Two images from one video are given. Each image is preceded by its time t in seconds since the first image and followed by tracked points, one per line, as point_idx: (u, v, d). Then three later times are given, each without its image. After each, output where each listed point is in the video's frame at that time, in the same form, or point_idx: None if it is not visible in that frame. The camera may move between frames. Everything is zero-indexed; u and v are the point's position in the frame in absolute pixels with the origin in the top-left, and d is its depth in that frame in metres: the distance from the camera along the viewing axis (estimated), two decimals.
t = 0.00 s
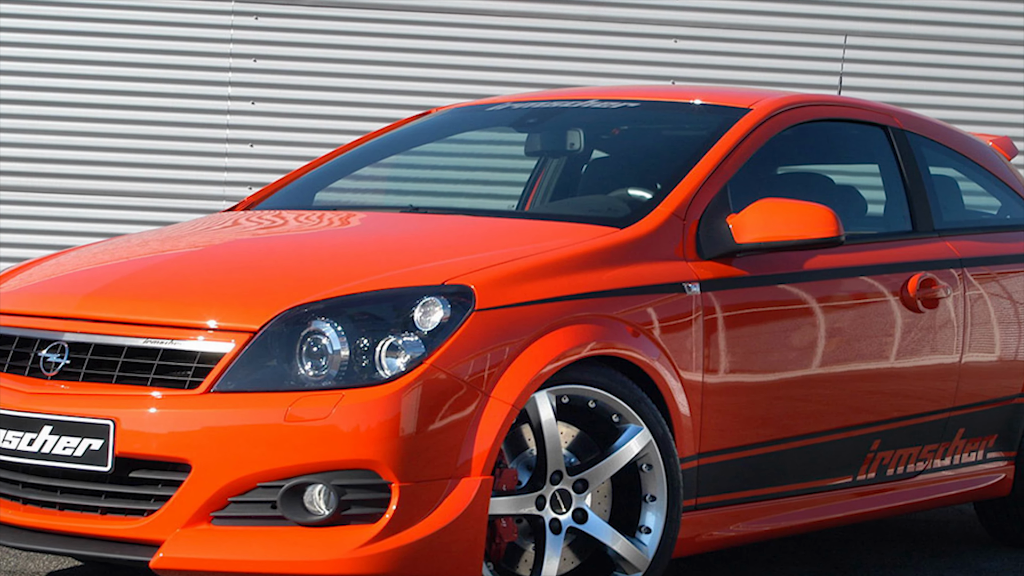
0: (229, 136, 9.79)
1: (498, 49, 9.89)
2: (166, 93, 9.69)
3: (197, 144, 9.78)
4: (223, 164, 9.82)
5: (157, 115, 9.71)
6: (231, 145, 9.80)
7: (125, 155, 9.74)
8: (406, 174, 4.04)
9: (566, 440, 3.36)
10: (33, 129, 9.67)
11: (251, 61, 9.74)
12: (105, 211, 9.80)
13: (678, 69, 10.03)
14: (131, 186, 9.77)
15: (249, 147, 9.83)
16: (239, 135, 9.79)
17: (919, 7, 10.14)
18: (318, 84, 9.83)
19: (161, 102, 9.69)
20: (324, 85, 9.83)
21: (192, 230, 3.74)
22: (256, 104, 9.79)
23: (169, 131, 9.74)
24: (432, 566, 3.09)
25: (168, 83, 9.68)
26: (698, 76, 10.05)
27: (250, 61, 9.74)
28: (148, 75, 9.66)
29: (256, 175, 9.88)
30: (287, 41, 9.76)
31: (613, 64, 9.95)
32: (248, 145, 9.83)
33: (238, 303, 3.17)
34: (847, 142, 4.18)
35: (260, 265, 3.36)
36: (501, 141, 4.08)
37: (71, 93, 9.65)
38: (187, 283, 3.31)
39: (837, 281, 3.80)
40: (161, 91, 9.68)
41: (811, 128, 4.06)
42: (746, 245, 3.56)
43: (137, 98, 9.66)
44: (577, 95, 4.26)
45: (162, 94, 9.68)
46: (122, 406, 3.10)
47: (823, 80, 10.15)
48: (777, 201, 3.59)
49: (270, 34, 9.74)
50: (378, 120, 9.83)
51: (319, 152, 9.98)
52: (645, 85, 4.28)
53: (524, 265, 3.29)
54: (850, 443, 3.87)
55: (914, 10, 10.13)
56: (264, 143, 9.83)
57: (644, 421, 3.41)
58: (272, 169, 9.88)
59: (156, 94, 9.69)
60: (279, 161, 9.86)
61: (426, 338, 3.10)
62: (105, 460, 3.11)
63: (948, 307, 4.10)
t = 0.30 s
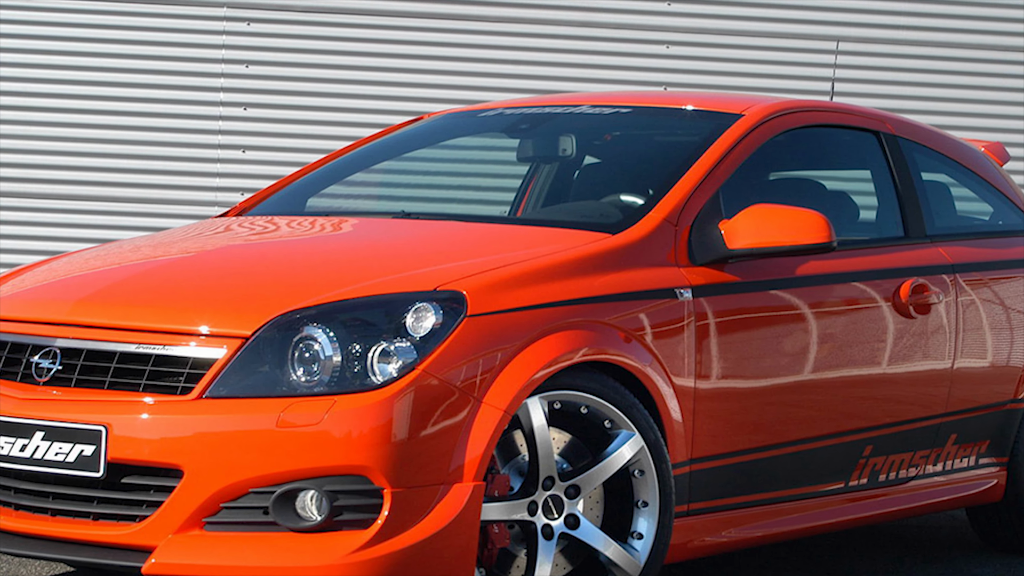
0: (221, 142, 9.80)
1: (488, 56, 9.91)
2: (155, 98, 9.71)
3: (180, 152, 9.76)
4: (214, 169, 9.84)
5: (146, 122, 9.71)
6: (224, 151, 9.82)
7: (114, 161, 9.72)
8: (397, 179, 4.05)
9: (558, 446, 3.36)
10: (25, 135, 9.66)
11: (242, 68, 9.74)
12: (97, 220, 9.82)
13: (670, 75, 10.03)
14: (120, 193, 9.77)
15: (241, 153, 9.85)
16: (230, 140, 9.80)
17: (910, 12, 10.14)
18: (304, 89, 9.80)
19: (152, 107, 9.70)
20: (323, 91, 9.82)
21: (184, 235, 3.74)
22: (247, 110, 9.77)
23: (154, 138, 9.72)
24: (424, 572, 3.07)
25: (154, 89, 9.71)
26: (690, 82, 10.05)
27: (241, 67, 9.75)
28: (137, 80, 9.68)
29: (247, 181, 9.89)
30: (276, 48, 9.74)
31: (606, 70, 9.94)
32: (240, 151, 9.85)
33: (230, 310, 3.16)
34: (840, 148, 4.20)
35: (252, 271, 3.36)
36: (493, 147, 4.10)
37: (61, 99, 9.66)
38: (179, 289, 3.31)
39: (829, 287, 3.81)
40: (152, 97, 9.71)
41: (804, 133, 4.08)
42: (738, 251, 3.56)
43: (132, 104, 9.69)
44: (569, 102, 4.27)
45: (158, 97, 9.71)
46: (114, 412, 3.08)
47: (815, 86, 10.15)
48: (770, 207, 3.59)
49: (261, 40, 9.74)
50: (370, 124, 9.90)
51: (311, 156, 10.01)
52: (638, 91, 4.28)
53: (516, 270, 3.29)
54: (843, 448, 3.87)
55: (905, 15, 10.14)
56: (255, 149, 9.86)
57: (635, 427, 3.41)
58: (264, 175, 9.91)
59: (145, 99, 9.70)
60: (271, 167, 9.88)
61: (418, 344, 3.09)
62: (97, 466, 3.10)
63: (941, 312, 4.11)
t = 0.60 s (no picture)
0: (214, 149, 9.80)
1: (475, 60, 9.88)
2: (151, 104, 9.69)
3: (180, 158, 9.79)
4: (207, 175, 9.82)
5: (140, 127, 9.71)
6: (217, 157, 9.81)
7: (110, 167, 9.76)
8: (390, 185, 4.05)
9: (550, 451, 3.35)
10: (17, 141, 9.66)
11: (235, 74, 9.75)
12: (89, 226, 9.82)
13: (662, 81, 10.02)
14: (111, 198, 9.78)
15: (234, 159, 9.83)
16: (223, 147, 9.80)
17: (903, 18, 10.15)
18: (309, 96, 9.85)
19: (146, 114, 9.70)
20: (322, 97, 9.85)
21: (177, 242, 3.74)
22: (239, 116, 9.80)
23: (149, 143, 9.75)
24: None
25: (152, 95, 9.68)
26: (681, 88, 10.05)
27: (233, 73, 9.75)
28: (134, 86, 9.67)
29: (243, 187, 9.85)
30: (270, 53, 9.75)
31: (601, 76, 9.94)
32: (232, 157, 9.83)
33: (223, 315, 3.15)
34: (833, 154, 4.21)
35: (245, 276, 3.35)
36: (486, 153, 4.11)
37: (53, 105, 9.67)
38: (172, 295, 3.30)
39: (822, 292, 3.81)
40: (145, 103, 9.69)
41: (796, 139, 4.08)
42: (731, 257, 3.57)
43: (125, 111, 9.67)
44: (561, 107, 4.27)
45: (153, 105, 9.69)
46: (106, 418, 3.07)
47: (808, 92, 10.15)
48: (761, 213, 3.60)
49: (254, 46, 9.74)
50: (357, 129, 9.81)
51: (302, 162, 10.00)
52: (630, 97, 4.29)
53: (509, 276, 3.29)
54: (835, 454, 3.88)
55: (897, 22, 10.15)
56: (247, 155, 9.84)
57: (628, 433, 3.41)
58: (257, 181, 9.90)
59: (142, 105, 9.69)
60: (265, 174, 9.87)
61: (410, 349, 3.09)
62: (89, 472, 3.07)
63: (933, 318, 4.12)
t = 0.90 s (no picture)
0: (205, 154, 9.80)
1: (464, 68, 9.91)
2: (143, 110, 9.71)
3: (171, 164, 9.77)
4: (198, 182, 9.83)
5: (134, 134, 9.71)
6: (208, 163, 9.82)
7: (102, 174, 9.74)
8: (381, 192, 4.06)
9: (541, 458, 3.36)
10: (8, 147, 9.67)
11: (226, 80, 9.76)
12: (82, 233, 9.83)
13: (653, 88, 10.03)
14: (104, 205, 9.77)
15: (224, 165, 9.86)
16: (214, 153, 9.81)
17: (895, 24, 10.15)
18: (302, 103, 9.81)
19: (138, 120, 9.71)
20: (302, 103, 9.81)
21: (168, 248, 3.74)
22: (230, 122, 9.78)
23: (141, 150, 9.72)
24: None
25: (143, 102, 9.71)
26: (672, 94, 10.05)
27: (224, 79, 9.76)
28: (128, 93, 9.69)
29: (232, 193, 9.88)
30: (264, 61, 9.76)
31: (594, 82, 9.94)
32: (224, 162, 9.86)
33: (214, 322, 3.13)
34: (824, 160, 4.21)
35: (236, 283, 3.34)
36: (477, 160, 4.12)
37: (45, 111, 9.67)
38: (163, 301, 3.29)
39: (813, 299, 3.82)
40: (138, 109, 9.71)
41: (787, 146, 4.09)
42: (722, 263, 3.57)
43: (117, 117, 9.70)
44: (552, 114, 4.28)
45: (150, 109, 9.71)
46: (96, 424, 3.06)
47: (799, 98, 10.14)
48: (752, 219, 3.59)
49: (247, 52, 9.76)
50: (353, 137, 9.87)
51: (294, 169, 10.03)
52: (621, 103, 4.29)
53: (500, 282, 3.28)
54: (826, 461, 3.88)
55: (889, 28, 10.15)
56: (238, 162, 9.86)
57: (619, 439, 3.40)
58: (249, 187, 9.91)
59: (134, 112, 9.71)
60: (256, 180, 9.89)
61: (401, 356, 3.08)
62: (81, 478, 3.07)
63: (924, 324, 4.13)
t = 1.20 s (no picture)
0: (197, 160, 9.80)
1: (456, 72, 9.86)
2: (139, 116, 9.70)
3: (164, 170, 9.77)
4: (190, 188, 9.80)
5: (130, 140, 9.73)
6: (200, 169, 9.81)
7: (99, 180, 9.76)
8: (373, 198, 4.08)
9: (533, 464, 3.34)
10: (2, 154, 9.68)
11: (218, 85, 9.76)
12: (77, 239, 9.81)
13: (646, 94, 10.02)
14: (97, 210, 9.77)
15: (217, 171, 9.83)
16: (206, 159, 9.81)
17: (887, 30, 10.17)
18: (300, 109, 9.85)
19: (125, 126, 9.71)
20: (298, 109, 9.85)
21: (160, 254, 3.74)
22: (223, 128, 9.80)
23: (135, 156, 9.76)
24: None
25: (143, 107, 9.70)
26: (666, 100, 10.05)
27: (216, 85, 9.76)
28: (125, 99, 9.69)
29: (225, 200, 9.85)
30: (259, 66, 9.76)
31: (588, 89, 9.94)
32: (216, 168, 9.83)
33: (206, 327, 3.13)
34: (816, 166, 4.21)
35: (228, 288, 3.34)
36: (469, 166, 4.13)
37: (42, 117, 9.68)
38: (155, 307, 3.28)
39: (805, 304, 3.82)
40: (121, 117, 9.70)
41: (779, 151, 4.09)
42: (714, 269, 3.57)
43: (105, 123, 9.70)
44: (545, 119, 4.28)
45: (127, 118, 9.70)
46: (89, 430, 3.05)
47: (794, 103, 10.15)
48: (744, 225, 3.60)
49: (241, 58, 9.76)
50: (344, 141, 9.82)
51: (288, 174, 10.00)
52: (613, 109, 4.30)
53: (492, 288, 3.28)
54: (818, 467, 3.89)
55: (882, 34, 10.16)
56: (231, 167, 9.85)
57: (611, 445, 3.41)
58: (241, 193, 9.88)
59: (131, 118, 9.70)
60: (249, 185, 9.87)
61: (393, 361, 3.08)
62: (73, 484, 3.06)
63: (916, 330, 4.13)
